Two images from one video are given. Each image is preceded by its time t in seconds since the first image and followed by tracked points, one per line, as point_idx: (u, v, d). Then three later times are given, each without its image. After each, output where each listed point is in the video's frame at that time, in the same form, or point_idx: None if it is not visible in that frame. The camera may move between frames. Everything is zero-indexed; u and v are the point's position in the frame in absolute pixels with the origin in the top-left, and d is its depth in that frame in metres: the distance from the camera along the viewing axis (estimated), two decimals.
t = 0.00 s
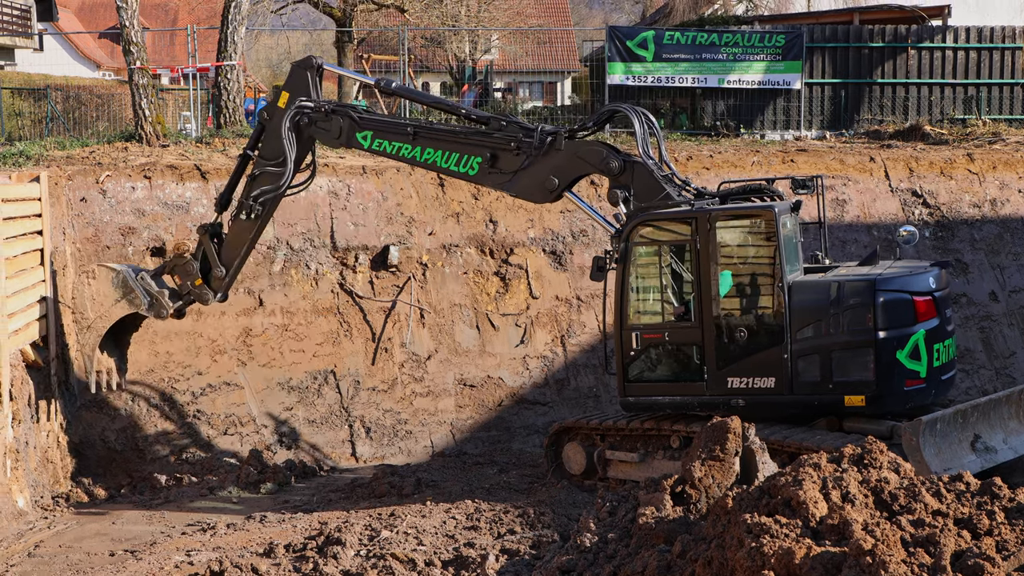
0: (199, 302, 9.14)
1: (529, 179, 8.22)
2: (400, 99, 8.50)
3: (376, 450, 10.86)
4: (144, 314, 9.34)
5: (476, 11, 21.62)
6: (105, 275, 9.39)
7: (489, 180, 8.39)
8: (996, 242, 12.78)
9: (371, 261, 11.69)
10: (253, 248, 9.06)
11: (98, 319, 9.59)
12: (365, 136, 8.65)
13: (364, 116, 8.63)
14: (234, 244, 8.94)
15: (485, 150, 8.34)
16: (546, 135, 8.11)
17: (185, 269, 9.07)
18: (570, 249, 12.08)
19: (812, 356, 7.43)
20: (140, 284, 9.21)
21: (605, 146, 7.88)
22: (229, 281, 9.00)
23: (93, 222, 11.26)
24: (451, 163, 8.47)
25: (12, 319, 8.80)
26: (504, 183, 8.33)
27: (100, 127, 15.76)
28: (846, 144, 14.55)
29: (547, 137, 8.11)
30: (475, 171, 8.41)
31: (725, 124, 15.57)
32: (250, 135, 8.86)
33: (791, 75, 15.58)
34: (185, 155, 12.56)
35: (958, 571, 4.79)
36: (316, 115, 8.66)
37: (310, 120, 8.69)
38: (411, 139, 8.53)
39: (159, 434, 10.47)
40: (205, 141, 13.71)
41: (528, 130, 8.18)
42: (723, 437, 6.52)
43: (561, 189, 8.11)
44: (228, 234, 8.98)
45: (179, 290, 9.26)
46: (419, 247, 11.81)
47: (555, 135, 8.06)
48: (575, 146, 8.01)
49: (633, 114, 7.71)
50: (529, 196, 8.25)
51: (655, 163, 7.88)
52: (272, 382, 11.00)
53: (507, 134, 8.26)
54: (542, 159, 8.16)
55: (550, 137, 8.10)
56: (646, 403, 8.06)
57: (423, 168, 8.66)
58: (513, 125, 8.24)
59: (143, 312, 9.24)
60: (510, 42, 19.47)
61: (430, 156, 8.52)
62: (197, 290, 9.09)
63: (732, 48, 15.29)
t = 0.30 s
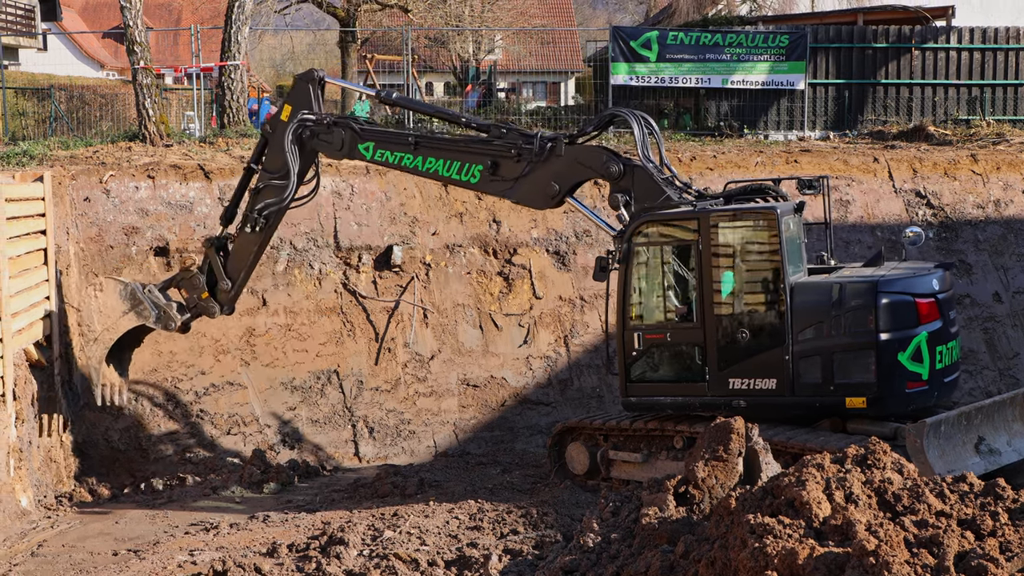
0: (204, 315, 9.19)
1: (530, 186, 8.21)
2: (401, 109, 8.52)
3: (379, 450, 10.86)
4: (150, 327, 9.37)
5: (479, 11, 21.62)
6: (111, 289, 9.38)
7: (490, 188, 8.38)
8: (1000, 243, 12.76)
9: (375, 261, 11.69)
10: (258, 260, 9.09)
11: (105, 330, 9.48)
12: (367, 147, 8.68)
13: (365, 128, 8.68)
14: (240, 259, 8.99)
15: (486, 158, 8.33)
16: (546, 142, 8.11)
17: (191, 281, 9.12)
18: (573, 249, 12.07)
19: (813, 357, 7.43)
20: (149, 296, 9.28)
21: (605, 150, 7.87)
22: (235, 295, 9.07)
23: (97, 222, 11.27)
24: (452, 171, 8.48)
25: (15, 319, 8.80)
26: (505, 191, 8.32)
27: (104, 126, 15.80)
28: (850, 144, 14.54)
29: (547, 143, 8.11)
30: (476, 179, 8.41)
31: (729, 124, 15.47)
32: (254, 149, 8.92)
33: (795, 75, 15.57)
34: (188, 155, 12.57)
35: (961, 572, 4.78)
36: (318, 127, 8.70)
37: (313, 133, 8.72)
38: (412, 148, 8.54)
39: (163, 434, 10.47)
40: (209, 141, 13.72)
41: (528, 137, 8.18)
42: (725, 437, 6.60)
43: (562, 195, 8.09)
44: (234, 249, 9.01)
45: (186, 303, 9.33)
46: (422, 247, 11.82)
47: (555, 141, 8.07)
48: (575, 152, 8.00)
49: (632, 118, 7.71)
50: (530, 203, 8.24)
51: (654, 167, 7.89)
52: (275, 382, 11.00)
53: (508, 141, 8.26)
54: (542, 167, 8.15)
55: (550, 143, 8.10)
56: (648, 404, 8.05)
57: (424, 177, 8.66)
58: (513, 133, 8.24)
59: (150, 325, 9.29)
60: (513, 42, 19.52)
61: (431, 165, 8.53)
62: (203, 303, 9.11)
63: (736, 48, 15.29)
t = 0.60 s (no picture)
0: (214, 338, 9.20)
1: (528, 196, 8.22)
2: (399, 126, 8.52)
3: (380, 449, 10.85)
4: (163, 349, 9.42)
5: (481, 10, 21.63)
6: (124, 312, 9.45)
7: (489, 200, 8.39)
8: (1002, 243, 12.75)
9: (376, 260, 11.70)
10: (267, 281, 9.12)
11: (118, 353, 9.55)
12: (367, 165, 8.69)
13: (365, 146, 8.69)
14: (248, 280, 8.99)
15: (484, 170, 8.35)
16: (542, 151, 8.12)
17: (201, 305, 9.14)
18: (575, 248, 12.07)
19: (811, 357, 7.43)
20: (161, 320, 9.32)
21: (602, 157, 7.87)
22: (244, 316, 9.10)
23: (98, 221, 11.27)
24: (451, 184, 8.49)
25: (17, 318, 8.81)
26: (504, 203, 8.33)
27: (105, 125, 15.79)
28: (852, 144, 14.53)
29: (542, 153, 8.11)
30: (475, 191, 8.42)
31: (731, 124, 15.50)
32: (257, 172, 8.93)
33: (796, 75, 15.59)
34: (190, 154, 12.57)
35: (963, 572, 4.77)
36: (318, 147, 8.74)
37: (313, 154, 8.76)
38: (411, 163, 8.55)
39: (164, 433, 10.47)
40: (210, 140, 13.72)
41: (524, 147, 8.20)
42: (727, 437, 6.56)
43: (560, 204, 8.10)
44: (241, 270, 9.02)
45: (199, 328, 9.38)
46: (423, 246, 11.82)
47: (552, 150, 8.08)
48: (572, 160, 8.01)
49: (627, 125, 7.70)
50: (529, 212, 8.24)
51: (650, 170, 7.88)
52: (276, 381, 11.01)
53: (505, 153, 8.28)
54: (540, 176, 8.17)
55: (546, 152, 8.11)
56: (647, 403, 8.05)
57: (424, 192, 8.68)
58: (509, 144, 8.27)
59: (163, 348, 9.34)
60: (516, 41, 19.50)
61: (430, 179, 8.54)
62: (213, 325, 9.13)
63: (738, 48, 15.29)
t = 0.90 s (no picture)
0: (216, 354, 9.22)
1: (524, 203, 8.22)
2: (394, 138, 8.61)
3: (380, 448, 10.85)
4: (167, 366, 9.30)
5: (482, 8, 21.65)
6: (127, 328, 9.24)
7: (486, 209, 8.38)
8: (1002, 242, 12.76)
9: (376, 259, 11.70)
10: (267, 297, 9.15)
11: (119, 370, 9.23)
12: (364, 178, 8.70)
13: (361, 159, 8.70)
14: (249, 296, 9.02)
15: (480, 179, 8.36)
16: (536, 158, 8.10)
17: (203, 321, 9.22)
18: (575, 247, 12.07)
19: (810, 355, 7.44)
20: (164, 335, 9.26)
21: (597, 162, 7.86)
22: (246, 332, 9.14)
23: (98, 218, 11.27)
24: (449, 195, 8.50)
25: (16, 316, 8.79)
26: (500, 211, 8.33)
27: (105, 123, 15.80)
28: (852, 143, 14.53)
29: (536, 160, 8.11)
30: (472, 201, 8.43)
31: (731, 122, 15.47)
32: (256, 188, 8.97)
33: (797, 74, 15.59)
34: (190, 152, 12.57)
35: (962, 571, 4.78)
36: (315, 162, 8.76)
37: (310, 168, 8.77)
38: (408, 174, 8.58)
39: (164, 431, 10.47)
40: (210, 138, 13.71)
41: (519, 155, 8.20)
42: (727, 435, 6.55)
43: (556, 210, 8.08)
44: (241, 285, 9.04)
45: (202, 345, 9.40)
46: (423, 244, 11.81)
47: (546, 157, 8.07)
48: (568, 166, 7.99)
49: (620, 129, 7.66)
50: (526, 219, 8.24)
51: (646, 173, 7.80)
52: (276, 380, 11.01)
53: (500, 161, 8.29)
54: (535, 182, 8.15)
55: (541, 158, 8.09)
56: (646, 401, 8.06)
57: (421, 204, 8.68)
58: (503, 152, 8.27)
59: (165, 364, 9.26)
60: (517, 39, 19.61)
61: (428, 190, 8.56)
62: (215, 341, 9.17)
63: (738, 47, 15.29)
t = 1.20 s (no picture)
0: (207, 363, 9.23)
1: (519, 208, 8.23)
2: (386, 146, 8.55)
3: (379, 446, 10.85)
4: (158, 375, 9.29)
5: (481, 6, 21.66)
6: (117, 336, 9.23)
7: (481, 214, 8.38)
8: (1000, 240, 12.76)
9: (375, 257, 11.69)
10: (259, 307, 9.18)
11: (110, 378, 9.21)
12: (358, 187, 8.69)
13: (355, 168, 8.70)
14: (241, 305, 9.04)
15: (474, 186, 8.37)
16: (530, 163, 8.12)
17: (194, 330, 9.22)
18: (573, 245, 12.06)
19: (809, 354, 7.44)
20: (155, 344, 9.25)
21: (592, 165, 7.88)
22: (238, 342, 9.15)
23: (96, 216, 11.26)
24: (443, 202, 8.51)
25: (15, 314, 8.80)
26: (495, 216, 8.34)
27: (103, 121, 15.77)
28: (850, 141, 14.54)
29: (530, 165, 8.12)
30: (467, 208, 8.43)
31: (730, 121, 15.46)
32: (250, 198, 8.97)
33: (795, 72, 15.57)
34: (188, 150, 12.56)
35: (960, 569, 4.79)
36: (309, 172, 8.77)
37: (304, 180, 8.78)
38: (402, 182, 8.57)
39: (162, 428, 10.46)
40: (208, 136, 13.70)
41: (513, 160, 8.20)
42: (725, 434, 6.55)
43: (552, 214, 8.11)
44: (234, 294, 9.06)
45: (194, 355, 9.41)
46: (422, 243, 11.80)
47: (540, 161, 8.09)
48: (562, 169, 8.00)
49: (614, 131, 7.71)
50: (521, 224, 8.25)
51: (639, 176, 7.92)
52: (274, 378, 11.01)
53: (495, 167, 8.29)
54: (530, 187, 8.17)
55: (535, 163, 8.11)
56: (645, 400, 8.06)
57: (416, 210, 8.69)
58: (497, 158, 8.29)
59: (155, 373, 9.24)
60: (514, 37, 19.30)
61: (422, 198, 8.55)
62: (206, 350, 9.18)
63: (736, 45, 15.29)
